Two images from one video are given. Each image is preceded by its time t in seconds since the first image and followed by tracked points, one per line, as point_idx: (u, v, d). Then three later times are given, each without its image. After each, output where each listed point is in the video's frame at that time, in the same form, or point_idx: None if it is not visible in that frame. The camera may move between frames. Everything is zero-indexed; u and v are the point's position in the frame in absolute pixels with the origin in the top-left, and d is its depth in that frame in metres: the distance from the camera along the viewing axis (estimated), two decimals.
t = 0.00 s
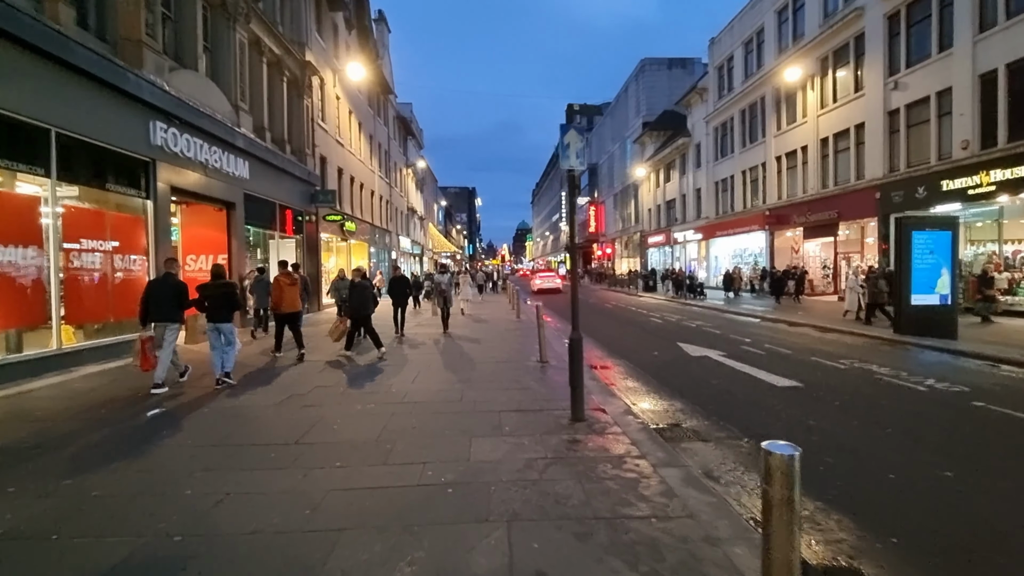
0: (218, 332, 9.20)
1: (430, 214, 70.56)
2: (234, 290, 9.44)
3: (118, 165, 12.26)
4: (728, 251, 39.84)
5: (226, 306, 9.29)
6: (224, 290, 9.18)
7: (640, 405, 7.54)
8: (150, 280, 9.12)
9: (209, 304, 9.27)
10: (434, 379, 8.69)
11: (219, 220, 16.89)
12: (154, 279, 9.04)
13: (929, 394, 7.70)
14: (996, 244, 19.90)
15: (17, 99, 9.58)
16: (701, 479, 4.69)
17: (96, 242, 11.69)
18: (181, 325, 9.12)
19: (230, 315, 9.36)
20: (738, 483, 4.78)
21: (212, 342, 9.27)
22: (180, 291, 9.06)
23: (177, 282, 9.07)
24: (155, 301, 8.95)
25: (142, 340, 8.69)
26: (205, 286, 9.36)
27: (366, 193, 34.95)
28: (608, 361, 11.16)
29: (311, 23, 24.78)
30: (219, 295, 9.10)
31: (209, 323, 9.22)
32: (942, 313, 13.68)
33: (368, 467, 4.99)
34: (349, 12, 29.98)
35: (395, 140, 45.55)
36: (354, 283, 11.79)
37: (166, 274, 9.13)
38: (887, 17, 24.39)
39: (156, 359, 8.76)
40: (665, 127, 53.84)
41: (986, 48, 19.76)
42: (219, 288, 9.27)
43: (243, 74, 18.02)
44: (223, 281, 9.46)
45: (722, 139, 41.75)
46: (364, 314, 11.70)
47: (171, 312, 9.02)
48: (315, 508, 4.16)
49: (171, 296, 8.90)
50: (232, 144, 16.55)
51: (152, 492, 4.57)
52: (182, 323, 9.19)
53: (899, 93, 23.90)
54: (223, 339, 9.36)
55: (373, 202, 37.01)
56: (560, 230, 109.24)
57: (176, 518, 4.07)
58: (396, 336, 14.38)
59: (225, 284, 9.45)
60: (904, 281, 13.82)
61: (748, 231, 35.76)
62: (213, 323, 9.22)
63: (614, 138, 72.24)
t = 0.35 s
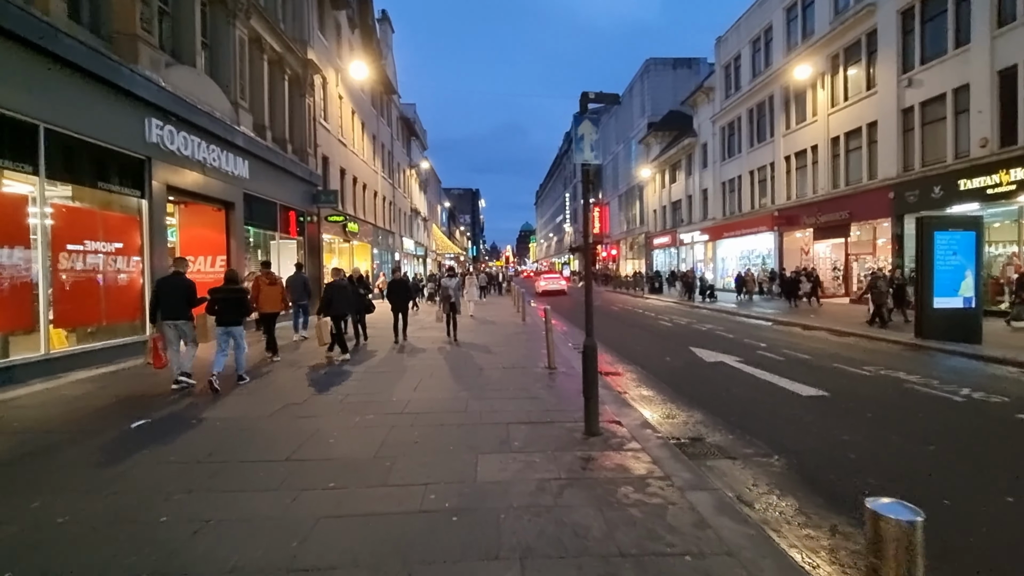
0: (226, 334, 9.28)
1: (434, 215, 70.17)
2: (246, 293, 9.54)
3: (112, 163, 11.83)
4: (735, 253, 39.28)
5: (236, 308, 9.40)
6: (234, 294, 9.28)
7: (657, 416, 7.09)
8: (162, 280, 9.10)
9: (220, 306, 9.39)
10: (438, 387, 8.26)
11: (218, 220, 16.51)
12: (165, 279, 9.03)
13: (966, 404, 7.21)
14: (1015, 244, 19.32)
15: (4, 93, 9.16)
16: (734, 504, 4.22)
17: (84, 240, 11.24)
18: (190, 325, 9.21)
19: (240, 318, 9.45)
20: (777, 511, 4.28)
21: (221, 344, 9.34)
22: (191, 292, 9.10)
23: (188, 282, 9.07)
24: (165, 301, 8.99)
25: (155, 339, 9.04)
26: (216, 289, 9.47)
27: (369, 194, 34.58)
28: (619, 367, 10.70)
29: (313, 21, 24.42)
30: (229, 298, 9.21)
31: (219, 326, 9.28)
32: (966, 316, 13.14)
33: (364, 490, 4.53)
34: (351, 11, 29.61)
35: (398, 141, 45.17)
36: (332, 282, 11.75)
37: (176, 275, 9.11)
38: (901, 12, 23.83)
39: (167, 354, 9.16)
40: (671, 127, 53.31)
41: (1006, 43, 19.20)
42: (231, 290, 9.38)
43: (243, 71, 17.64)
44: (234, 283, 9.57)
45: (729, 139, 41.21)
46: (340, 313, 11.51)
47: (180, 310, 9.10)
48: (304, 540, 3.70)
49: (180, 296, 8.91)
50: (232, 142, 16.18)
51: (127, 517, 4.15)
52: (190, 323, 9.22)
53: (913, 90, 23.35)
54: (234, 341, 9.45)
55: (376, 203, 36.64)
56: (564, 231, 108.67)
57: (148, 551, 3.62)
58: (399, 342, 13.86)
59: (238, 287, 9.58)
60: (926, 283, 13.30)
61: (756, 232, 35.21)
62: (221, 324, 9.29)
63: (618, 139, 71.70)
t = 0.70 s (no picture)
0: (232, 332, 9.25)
1: (434, 213, 69.67)
2: (251, 291, 9.67)
3: (101, 157, 11.37)
4: (739, 252, 38.85)
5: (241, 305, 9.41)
6: (242, 289, 9.50)
7: (671, 424, 6.67)
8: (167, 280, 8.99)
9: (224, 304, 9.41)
10: (441, 393, 7.84)
11: (213, 217, 16.08)
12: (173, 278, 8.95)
13: (1002, 412, 6.76)
14: None
15: None
16: (772, 530, 3.77)
17: (69, 239, 10.83)
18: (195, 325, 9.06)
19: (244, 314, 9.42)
20: (819, 538, 3.82)
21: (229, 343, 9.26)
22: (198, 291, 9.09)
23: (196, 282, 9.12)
24: (173, 300, 8.89)
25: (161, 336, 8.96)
26: (220, 286, 9.62)
27: (369, 192, 34.16)
28: (627, 370, 10.28)
29: (312, 14, 23.93)
30: (237, 294, 9.33)
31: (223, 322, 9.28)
32: (985, 317, 12.69)
33: (357, 511, 4.08)
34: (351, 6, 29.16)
35: (399, 138, 44.75)
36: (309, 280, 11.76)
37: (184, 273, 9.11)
38: (912, 6, 23.31)
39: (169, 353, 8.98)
40: (674, 124, 52.78)
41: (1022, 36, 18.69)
42: (235, 286, 9.47)
43: (239, 64, 17.20)
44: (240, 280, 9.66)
45: (733, 136, 40.73)
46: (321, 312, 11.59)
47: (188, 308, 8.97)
48: None
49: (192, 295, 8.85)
50: (228, 137, 15.77)
51: (93, 543, 3.71)
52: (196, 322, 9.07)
53: (924, 86, 22.86)
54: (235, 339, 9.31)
55: (376, 201, 36.20)
56: (565, 229, 108.14)
57: None
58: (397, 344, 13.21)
59: (242, 283, 9.64)
60: (945, 282, 12.83)
61: (761, 231, 34.76)
62: (228, 321, 9.30)
63: (620, 137, 71.09)
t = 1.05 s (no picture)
0: (237, 329, 9.50)
1: (434, 211, 69.15)
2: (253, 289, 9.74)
3: (88, 151, 10.94)
4: (742, 250, 38.43)
5: (244, 304, 9.48)
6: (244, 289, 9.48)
7: (688, 434, 6.27)
8: (174, 277, 9.25)
9: (226, 303, 9.50)
10: (442, 400, 7.42)
11: (208, 215, 15.58)
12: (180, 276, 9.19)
13: None
14: None
15: None
16: (814, 563, 3.36)
17: (53, 236, 10.37)
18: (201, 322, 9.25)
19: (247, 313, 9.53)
20: (867, 572, 3.40)
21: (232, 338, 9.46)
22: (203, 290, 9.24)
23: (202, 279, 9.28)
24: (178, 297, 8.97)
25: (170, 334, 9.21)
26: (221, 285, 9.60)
27: (368, 190, 33.72)
28: (635, 373, 9.88)
29: (310, 8, 23.45)
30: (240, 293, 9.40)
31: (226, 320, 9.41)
32: (1005, 318, 12.27)
33: (350, 539, 3.67)
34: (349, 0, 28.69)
35: (398, 135, 44.26)
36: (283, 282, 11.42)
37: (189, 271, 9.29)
38: None
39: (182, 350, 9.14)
40: (676, 121, 52.27)
41: None
42: (238, 285, 9.50)
43: (234, 57, 16.75)
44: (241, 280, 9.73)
45: (736, 133, 40.29)
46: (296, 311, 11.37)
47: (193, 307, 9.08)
48: None
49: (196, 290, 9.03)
50: (222, 133, 15.35)
51: None
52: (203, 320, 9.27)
53: (933, 81, 22.42)
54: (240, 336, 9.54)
55: (376, 199, 35.76)
56: (565, 228, 107.62)
57: None
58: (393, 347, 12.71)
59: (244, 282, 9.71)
60: (963, 282, 12.40)
61: (765, 229, 34.31)
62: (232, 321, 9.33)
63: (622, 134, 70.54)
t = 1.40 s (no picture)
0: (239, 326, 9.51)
1: (434, 210, 68.63)
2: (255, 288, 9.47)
3: (73, 145, 10.50)
4: (745, 249, 37.99)
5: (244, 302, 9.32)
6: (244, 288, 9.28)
7: (704, 443, 5.84)
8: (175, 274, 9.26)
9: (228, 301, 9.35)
10: (440, 406, 7.00)
11: (200, 212, 15.15)
12: (180, 273, 9.27)
13: None
14: None
15: None
16: None
17: (29, 234, 9.86)
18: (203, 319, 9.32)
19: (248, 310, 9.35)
20: None
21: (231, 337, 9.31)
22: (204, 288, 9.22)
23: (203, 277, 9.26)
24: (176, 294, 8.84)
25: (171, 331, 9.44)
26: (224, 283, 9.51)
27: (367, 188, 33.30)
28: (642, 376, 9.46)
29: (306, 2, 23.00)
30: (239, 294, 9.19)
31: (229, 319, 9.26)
32: None
33: (332, 571, 3.25)
34: None
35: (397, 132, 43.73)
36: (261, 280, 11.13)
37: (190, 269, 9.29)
38: None
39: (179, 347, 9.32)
40: (678, 119, 51.77)
41: None
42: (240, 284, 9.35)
43: (227, 50, 16.31)
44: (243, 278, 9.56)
45: (739, 130, 39.85)
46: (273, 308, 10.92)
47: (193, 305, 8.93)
48: None
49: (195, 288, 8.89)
50: (215, 127, 14.92)
51: None
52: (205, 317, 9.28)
53: (942, 75, 21.98)
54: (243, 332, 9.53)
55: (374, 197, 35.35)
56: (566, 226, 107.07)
57: None
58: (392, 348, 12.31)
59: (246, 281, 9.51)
60: (980, 280, 11.99)
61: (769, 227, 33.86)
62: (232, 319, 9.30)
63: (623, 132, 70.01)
